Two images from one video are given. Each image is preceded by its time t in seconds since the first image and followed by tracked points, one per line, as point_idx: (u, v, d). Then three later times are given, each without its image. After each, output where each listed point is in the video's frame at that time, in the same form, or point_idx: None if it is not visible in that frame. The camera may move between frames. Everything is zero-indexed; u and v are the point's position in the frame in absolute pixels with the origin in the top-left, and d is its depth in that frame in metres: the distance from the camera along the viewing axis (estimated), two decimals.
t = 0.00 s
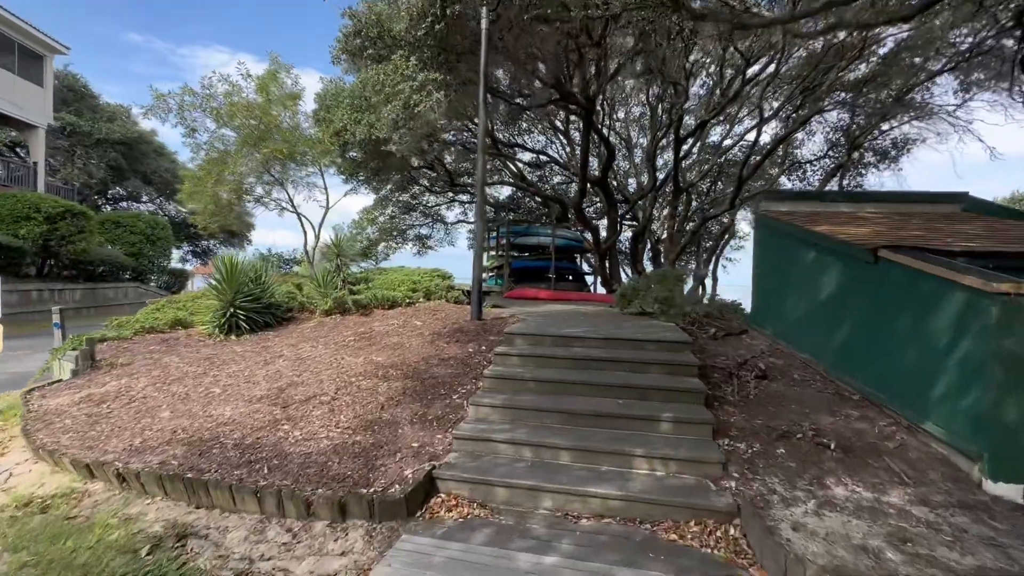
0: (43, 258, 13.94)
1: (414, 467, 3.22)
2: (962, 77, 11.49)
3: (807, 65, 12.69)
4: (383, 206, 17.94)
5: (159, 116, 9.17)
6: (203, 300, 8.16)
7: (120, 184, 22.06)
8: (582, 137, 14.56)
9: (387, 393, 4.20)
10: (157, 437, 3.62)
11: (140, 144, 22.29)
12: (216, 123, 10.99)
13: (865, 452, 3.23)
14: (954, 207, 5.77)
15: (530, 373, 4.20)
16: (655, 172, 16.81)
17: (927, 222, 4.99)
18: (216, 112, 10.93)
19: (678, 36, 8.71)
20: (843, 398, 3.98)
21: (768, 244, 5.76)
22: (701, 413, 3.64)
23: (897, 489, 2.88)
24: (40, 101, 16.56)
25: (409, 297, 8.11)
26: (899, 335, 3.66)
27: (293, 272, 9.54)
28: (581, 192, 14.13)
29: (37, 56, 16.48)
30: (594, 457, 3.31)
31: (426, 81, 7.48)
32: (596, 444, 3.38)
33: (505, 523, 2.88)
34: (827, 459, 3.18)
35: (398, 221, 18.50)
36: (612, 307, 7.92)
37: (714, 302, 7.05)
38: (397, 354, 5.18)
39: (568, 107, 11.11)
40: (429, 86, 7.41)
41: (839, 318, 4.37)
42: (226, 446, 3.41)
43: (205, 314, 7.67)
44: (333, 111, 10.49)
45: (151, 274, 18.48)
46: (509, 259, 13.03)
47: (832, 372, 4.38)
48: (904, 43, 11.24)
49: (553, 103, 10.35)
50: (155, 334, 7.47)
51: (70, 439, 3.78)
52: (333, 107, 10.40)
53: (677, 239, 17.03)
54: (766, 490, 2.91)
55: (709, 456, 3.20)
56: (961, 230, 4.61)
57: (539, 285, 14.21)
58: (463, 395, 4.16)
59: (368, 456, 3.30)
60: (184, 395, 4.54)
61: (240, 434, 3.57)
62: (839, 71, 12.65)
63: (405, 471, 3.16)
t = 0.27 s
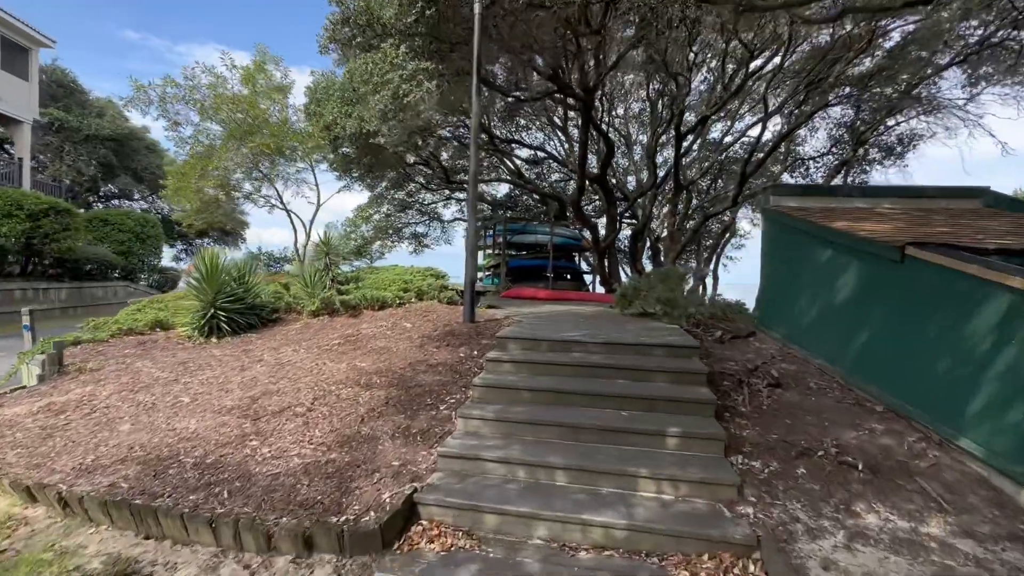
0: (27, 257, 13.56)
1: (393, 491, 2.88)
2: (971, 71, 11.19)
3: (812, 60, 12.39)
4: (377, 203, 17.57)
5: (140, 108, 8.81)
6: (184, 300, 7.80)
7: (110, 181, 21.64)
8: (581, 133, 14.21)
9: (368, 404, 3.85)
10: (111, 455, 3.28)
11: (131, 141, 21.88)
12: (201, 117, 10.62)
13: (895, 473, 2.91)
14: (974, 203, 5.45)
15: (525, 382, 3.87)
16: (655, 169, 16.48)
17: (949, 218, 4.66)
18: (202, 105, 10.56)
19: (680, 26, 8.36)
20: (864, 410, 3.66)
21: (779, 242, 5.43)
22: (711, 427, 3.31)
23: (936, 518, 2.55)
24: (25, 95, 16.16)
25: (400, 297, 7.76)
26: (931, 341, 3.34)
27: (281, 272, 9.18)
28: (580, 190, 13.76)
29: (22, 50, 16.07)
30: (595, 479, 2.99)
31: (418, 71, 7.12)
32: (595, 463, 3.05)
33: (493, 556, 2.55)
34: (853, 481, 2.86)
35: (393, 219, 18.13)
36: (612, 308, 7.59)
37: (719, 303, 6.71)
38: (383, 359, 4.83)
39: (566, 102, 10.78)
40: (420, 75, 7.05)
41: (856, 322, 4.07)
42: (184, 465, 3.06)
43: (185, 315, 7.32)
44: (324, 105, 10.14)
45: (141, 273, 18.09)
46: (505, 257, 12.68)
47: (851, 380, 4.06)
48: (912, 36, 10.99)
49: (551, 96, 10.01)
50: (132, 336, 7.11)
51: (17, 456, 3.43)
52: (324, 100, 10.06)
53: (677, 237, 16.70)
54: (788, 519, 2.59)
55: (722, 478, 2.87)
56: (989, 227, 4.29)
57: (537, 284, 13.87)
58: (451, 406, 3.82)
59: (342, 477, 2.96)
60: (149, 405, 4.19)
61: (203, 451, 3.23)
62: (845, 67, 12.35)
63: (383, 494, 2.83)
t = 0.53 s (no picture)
0: (11, 255, 13.20)
1: (368, 516, 2.55)
2: (979, 64, 10.91)
3: (814, 57, 12.05)
4: (372, 200, 17.21)
5: (122, 99, 8.45)
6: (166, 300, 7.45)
7: (101, 178, 21.25)
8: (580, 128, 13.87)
9: (348, 414, 3.51)
10: (57, 473, 2.95)
11: (122, 137, 21.49)
12: (187, 109, 10.25)
13: (934, 496, 2.58)
14: (999, 196, 5.12)
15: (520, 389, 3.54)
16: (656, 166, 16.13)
17: (976, 211, 4.33)
18: (188, 97, 10.19)
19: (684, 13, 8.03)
20: (892, 420, 3.33)
21: (791, 237, 5.10)
22: (726, 442, 2.98)
23: (988, 551, 2.23)
24: (10, 88, 15.77)
25: (391, 296, 7.41)
26: (972, 346, 3.02)
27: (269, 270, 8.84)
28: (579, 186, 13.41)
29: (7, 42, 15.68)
30: (598, 501, 2.66)
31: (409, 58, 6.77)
32: (598, 484, 2.72)
33: None
34: (889, 505, 2.53)
35: (389, 216, 17.77)
36: (613, 307, 7.24)
37: (725, 302, 6.38)
38: (368, 364, 4.49)
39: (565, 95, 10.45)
40: (412, 62, 6.66)
41: (880, 323, 3.76)
42: (135, 487, 2.72)
43: (164, 315, 6.97)
44: (315, 97, 9.80)
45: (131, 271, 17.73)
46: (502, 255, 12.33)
47: (875, 386, 3.75)
48: (921, 26, 10.68)
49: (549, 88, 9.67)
50: (109, 337, 6.77)
51: None
52: (315, 92, 9.71)
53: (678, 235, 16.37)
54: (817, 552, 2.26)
55: (741, 501, 2.54)
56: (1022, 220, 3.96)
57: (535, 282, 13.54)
58: (439, 417, 3.48)
59: (311, 501, 2.63)
60: (110, 415, 3.84)
61: (159, 469, 2.89)
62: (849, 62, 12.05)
63: (356, 521, 2.50)
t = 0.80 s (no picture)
0: None
1: (336, 554, 2.23)
2: (989, 57, 10.63)
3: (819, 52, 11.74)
4: (368, 197, 16.84)
5: (101, 90, 8.08)
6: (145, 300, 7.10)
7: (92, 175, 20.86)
8: (580, 124, 13.53)
9: (323, 430, 3.17)
10: None
11: (113, 133, 21.10)
12: (173, 102, 9.88)
13: (986, 529, 2.26)
14: None
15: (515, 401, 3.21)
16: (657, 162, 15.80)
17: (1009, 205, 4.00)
18: (172, 89, 9.80)
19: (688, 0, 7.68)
20: (926, 437, 3.00)
21: (807, 234, 4.78)
22: (744, 463, 2.65)
23: None
24: None
25: (381, 297, 7.07)
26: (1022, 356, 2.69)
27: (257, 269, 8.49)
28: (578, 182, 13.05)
29: None
30: (602, 534, 2.33)
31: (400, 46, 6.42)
32: (599, 513, 2.39)
33: None
34: (935, 540, 2.20)
35: (385, 214, 17.41)
36: (614, 308, 6.91)
37: (732, 303, 6.05)
38: (351, 371, 4.14)
39: (564, 89, 10.14)
40: (402, 49, 6.30)
41: (910, 326, 3.45)
42: (72, 519, 2.39)
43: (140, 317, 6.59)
44: (306, 90, 9.46)
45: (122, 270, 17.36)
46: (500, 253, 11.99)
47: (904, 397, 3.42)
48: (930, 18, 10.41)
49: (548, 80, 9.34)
50: (83, 340, 6.41)
51: None
52: (306, 85, 9.36)
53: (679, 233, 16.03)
54: None
55: (764, 536, 2.22)
56: None
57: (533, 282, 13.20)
58: (425, 432, 3.15)
59: (272, 535, 2.30)
60: (63, 429, 3.48)
61: (103, 496, 2.56)
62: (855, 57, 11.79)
63: (323, 560, 2.17)
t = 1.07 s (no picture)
0: None
1: None
2: (1003, 48, 10.29)
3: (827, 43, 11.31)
4: (364, 194, 16.51)
5: (80, 79, 7.74)
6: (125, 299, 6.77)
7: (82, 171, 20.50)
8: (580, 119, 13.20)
9: (297, 444, 2.85)
10: None
11: (105, 129, 20.75)
12: (158, 93, 9.53)
13: None
14: None
15: (509, 411, 2.89)
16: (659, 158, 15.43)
17: None
18: (156, 80, 9.43)
19: None
20: (969, 453, 2.69)
21: (824, 228, 4.47)
22: (770, 484, 2.34)
23: None
24: None
25: (372, 295, 6.73)
26: None
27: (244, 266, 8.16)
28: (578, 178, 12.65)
29: None
30: (606, 570, 2.02)
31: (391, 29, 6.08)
32: (603, 546, 2.08)
33: None
34: None
35: (381, 211, 17.07)
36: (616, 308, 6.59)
37: (742, 301, 5.73)
38: (334, 375, 3.81)
39: (563, 80, 9.82)
40: (393, 33, 5.95)
41: (944, 326, 3.14)
42: None
43: (117, 317, 6.25)
44: (296, 80, 9.13)
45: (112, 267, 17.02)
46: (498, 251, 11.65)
47: (936, 406, 3.12)
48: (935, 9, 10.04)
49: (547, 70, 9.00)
50: (57, 341, 6.08)
51: None
52: (297, 74, 9.03)
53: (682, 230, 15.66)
54: None
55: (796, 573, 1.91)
56: None
57: (532, 280, 12.87)
58: (409, 446, 2.84)
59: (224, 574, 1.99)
60: (11, 441, 3.16)
61: (37, 524, 2.26)
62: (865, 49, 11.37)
63: None
